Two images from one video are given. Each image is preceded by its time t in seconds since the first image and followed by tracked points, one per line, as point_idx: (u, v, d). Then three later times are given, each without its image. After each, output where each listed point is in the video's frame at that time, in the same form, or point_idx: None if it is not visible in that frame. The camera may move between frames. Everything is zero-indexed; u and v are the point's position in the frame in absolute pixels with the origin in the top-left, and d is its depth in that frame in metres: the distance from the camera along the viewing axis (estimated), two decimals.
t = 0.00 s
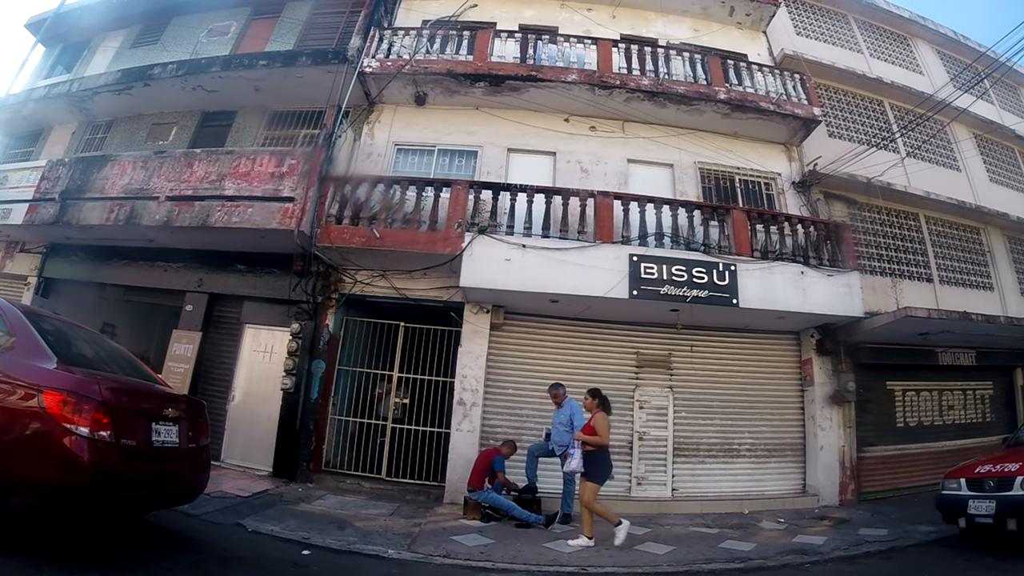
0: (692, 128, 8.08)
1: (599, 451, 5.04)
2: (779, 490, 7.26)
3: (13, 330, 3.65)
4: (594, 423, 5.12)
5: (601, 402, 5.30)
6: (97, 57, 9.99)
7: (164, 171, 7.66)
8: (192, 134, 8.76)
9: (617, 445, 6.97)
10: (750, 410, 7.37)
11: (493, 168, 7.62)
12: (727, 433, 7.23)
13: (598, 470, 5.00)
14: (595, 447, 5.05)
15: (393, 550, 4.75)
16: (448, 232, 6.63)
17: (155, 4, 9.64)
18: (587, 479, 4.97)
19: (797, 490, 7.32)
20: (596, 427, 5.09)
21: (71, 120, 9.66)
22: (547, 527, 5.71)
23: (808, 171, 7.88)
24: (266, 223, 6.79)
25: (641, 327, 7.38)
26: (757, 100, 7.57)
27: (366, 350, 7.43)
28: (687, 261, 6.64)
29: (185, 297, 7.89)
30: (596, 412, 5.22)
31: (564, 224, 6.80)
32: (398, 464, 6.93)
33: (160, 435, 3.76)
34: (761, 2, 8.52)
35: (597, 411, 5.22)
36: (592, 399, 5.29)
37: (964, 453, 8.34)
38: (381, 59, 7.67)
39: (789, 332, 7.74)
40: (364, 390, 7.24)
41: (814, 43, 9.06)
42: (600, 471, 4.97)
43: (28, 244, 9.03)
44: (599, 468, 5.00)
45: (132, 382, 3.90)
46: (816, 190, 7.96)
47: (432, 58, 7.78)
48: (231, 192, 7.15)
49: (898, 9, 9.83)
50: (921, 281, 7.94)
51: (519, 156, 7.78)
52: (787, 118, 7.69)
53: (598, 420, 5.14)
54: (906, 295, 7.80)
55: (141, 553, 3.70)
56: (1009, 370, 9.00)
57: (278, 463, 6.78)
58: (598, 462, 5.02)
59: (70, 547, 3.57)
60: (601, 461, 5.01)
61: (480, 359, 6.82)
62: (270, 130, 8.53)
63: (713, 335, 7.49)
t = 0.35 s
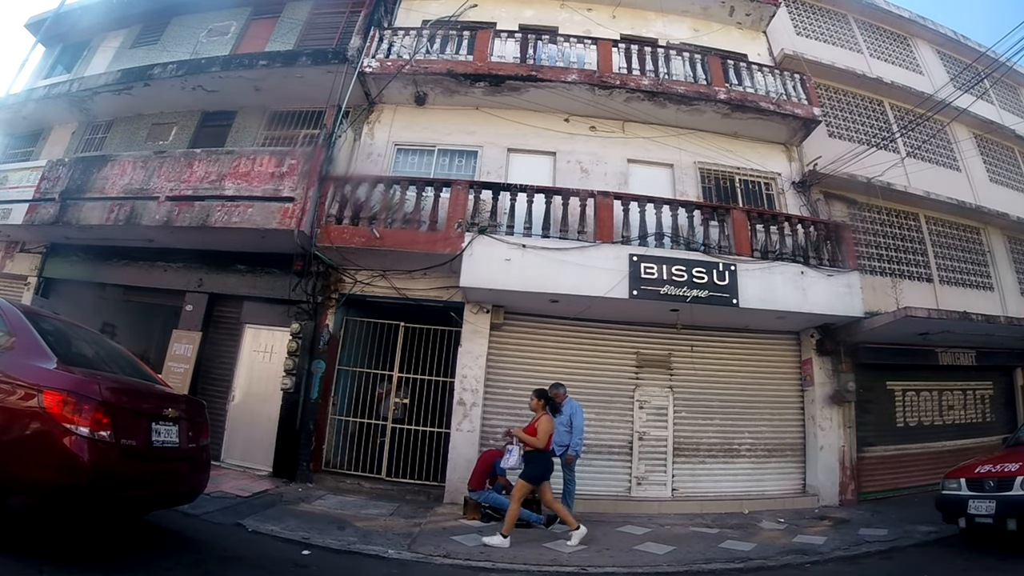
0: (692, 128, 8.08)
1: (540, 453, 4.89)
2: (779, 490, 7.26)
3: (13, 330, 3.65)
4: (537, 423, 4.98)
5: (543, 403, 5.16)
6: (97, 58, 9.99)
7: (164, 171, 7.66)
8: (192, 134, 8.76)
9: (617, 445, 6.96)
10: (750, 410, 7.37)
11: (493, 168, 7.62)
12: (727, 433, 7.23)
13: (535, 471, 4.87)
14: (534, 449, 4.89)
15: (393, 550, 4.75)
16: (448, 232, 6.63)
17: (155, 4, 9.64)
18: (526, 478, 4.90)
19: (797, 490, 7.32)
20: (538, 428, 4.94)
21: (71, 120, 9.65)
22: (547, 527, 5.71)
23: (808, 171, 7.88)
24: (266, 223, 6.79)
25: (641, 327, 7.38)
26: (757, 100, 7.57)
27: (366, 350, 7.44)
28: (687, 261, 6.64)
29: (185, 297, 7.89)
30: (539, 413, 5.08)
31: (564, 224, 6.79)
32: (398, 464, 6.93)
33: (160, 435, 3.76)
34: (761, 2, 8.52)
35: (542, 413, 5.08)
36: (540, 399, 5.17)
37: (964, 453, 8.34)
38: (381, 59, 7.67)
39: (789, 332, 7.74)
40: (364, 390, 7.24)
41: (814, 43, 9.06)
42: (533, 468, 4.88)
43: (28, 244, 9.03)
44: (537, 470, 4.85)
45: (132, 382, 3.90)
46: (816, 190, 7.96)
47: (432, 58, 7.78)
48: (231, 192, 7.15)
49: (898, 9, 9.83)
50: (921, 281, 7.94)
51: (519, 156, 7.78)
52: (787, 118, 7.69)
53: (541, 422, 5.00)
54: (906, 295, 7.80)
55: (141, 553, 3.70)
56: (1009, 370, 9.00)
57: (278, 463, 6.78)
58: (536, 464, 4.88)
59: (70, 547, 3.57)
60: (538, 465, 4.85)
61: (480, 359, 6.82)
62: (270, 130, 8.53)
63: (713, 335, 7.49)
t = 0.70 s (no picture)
0: (692, 128, 8.08)
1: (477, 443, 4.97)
2: (779, 490, 7.26)
3: (13, 330, 3.65)
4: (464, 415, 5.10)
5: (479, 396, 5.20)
6: (97, 57, 9.98)
7: (164, 171, 7.66)
8: (192, 134, 8.76)
9: (617, 445, 6.97)
10: (750, 410, 7.37)
11: (493, 168, 7.62)
12: (727, 433, 7.24)
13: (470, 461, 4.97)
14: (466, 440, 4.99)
15: (393, 550, 4.75)
16: (448, 232, 6.63)
17: (155, 4, 9.64)
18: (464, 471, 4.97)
19: (797, 490, 7.32)
20: (463, 419, 5.01)
21: (71, 120, 9.65)
22: (547, 527, 5.71)
23: (808, 171, 7.88)
24: (266, 223, 6.79)
25: (641, 327, 7.38)
26: (757, 100, 7.57)
27: (366, 350, 7.43)
28: (687, 261, 6.64)
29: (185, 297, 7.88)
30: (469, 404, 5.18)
31: (565, 224, 6.79)
32: (398, 464, 6.93)
33: (160, 436, 3.76)
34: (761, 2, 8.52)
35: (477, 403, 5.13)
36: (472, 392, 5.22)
37: (964, 453, 8.34)
38: (381, 59, 7.67)
39: (789, 332, 7.74)
40: (364, 390, 7.24)
41: (814, 43, 9.06)
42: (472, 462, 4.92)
43: (28, 244, 9.03)
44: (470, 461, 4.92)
45: (132, 382, 3.90)
46: (816, 190, 7.96)
47: (432, 58, 7.78)
48: (231, 192, 7.15)
49: (898, 9, 9.83)
50: (921, 281, 7.94)
51: (519, 156, 7.78)
52: (787, 118, 7.69)
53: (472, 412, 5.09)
54: (906, 295, 7.80)
55: (141, 553, 3.70)
56: (1009, 370, 9.00)
57: (278, 463, 6.79)
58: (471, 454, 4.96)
59: (70, 547, 3.57)
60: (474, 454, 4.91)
61: (480, 359, 6.82)
62: (270, 130, 8.53)
63: (713, 335, 7.49)
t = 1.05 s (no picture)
0: (692, 128, 8.08)
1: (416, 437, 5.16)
2: (779, 490, 7.26)
3: (13, 330, 3.65)
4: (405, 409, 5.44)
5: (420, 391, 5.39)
6: (97, 58, 9.98)
7: (164, 171, 7.66)
8: (192, 134, 8.76)
9: (617, 445, 6.97)
10: (750, 410, 7.37)
11: (493, 168, 7.62)
12: (727, 433, 7.24)
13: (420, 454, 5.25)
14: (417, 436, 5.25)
15: (393, 550, 4.75)
16: (448, 232, 6.63)
17: (155, 4, 9.64)
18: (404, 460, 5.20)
19: (797, 490, 7.32)
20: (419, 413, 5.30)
21: (71, 120, 9.65)
22: (547, 527, 5.71)
23: (808, 171, 7.88)
24: (266, 223, 6.79)
25: (641, 327, 7.38)
26: (757, 100, 7.57)
27: (366, 350, 7.43)
28: (687, 261, 6.64)
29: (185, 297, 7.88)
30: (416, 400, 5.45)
31: (564, 224, 6.79)
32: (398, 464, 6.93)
33: (160, 435, 3.76)
34: (761, 2, 8.52)
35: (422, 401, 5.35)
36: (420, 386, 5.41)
37: (965, 453, 8.34)
38: (381, 59, 7.67)
39: (789, 332, 7.74)
40: (364, 390, 7.24)
41: (814, 43, 9.06)
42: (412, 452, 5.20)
43: (28, 244, 9.03)
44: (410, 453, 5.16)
45: (132, 382, 3.90)
46: (816, 190, 7.96)
47: (432, 58, 7.78)
48: (231, 192, 7.15)
49: (898, 9, 9.82)
50: (921, 281, 7.94)
51: (519, 156, 7.78)
52: (787, 118, 7.69)
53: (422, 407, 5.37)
54: (906, 295, 7.80)
55: (141, 553, 3.70)
56: (1009, 370, 8.99)
57: (278, 463, 6.79)
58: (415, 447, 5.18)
59: (70, 547, 3.57)
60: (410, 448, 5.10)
61: (480, 359, 6.82)
62: (270, 130, 8.53)
63: (713, 335, 7.49)
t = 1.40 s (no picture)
0: (692, 128, 8.08)
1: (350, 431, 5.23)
2: (779, 490, 7.26)
3: (14, 330, 3.65)
4: (374, 404, 5.55)
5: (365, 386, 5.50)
6: (97, 58, 9.98)
7: (164, 171, 7.67)
8: (192, 133, 8.76)
9: (617, 445, 6.97)
10: (750, 410, 7.37)
11: (493, 168, 7.62)
12: (727, 433, 7.24)
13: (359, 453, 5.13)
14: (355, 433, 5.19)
15: (393, 549, 4.75)
16: (448, 232, 6.62)
17: (155, 4, 9.64)
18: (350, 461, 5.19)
19: (797, 490, 7.32)
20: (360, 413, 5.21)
21: (71, 120, 9.65)
22: (547, 527, 5.71)
23: (808, 171, 7.88)
24: (266, 223, 6.79)
25: (641, 327, 7.38)
26: (757, 99, 7.58)
27: (366, 350, 7.43)
28: (687, 261, 6.64)
29: (185, 297, 7.88)
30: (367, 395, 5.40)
31: (564, 224, 6.79)
32: (398, 464, 6.93)
33: (161, 436, 3.76)
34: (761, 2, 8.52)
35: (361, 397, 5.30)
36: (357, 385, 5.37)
37: (965, 453, 8.33)
38: (381, 59, 7.68)
39: (789, 332, 7.74)
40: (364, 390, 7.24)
41: (814, 43, 9.06)
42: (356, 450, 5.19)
43: (28, 244, 9.03)
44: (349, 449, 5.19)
45: (132, 382, 3.90)
46: (815, 190, 7.96)
47: (432, 58, 7.79)
48: (230, 192, 7.15)
49: (898, 9, 9.82)
50: (921, 281, 7.93)
51: (519, 156, 7.78)
52: (787, 118, 7.69)
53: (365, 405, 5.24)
54: (906, 295, 7.80)
55: (141, 553, 3.71)
56: (1009, 371, 8.99)
57: (278, 463, 6.79)
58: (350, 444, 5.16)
59: (70, 547, 3.58)
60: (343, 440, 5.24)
61: (480, 359, 6.82)
62: (270, 130, 8.53)
63: (713, 335, 7.49)
